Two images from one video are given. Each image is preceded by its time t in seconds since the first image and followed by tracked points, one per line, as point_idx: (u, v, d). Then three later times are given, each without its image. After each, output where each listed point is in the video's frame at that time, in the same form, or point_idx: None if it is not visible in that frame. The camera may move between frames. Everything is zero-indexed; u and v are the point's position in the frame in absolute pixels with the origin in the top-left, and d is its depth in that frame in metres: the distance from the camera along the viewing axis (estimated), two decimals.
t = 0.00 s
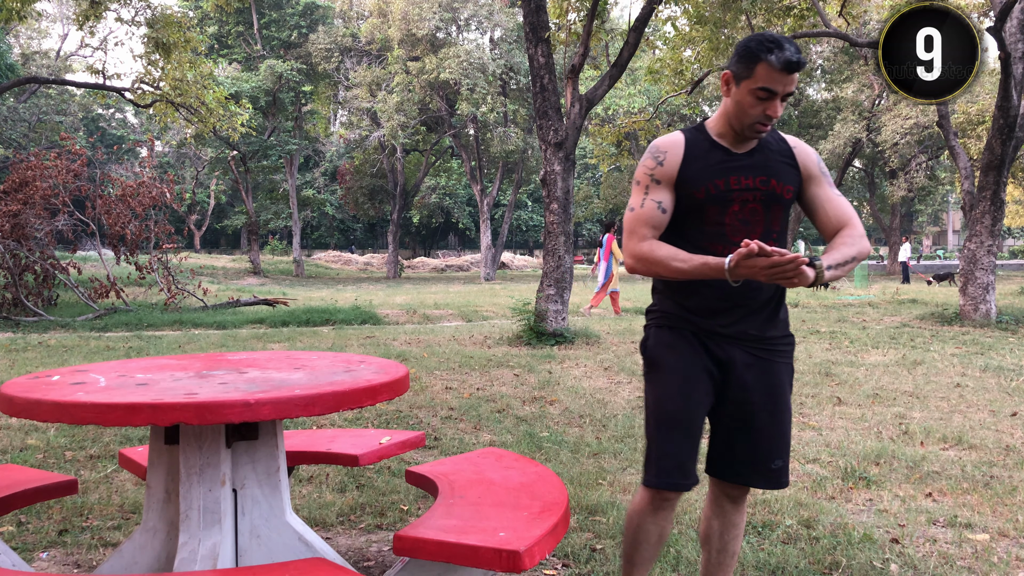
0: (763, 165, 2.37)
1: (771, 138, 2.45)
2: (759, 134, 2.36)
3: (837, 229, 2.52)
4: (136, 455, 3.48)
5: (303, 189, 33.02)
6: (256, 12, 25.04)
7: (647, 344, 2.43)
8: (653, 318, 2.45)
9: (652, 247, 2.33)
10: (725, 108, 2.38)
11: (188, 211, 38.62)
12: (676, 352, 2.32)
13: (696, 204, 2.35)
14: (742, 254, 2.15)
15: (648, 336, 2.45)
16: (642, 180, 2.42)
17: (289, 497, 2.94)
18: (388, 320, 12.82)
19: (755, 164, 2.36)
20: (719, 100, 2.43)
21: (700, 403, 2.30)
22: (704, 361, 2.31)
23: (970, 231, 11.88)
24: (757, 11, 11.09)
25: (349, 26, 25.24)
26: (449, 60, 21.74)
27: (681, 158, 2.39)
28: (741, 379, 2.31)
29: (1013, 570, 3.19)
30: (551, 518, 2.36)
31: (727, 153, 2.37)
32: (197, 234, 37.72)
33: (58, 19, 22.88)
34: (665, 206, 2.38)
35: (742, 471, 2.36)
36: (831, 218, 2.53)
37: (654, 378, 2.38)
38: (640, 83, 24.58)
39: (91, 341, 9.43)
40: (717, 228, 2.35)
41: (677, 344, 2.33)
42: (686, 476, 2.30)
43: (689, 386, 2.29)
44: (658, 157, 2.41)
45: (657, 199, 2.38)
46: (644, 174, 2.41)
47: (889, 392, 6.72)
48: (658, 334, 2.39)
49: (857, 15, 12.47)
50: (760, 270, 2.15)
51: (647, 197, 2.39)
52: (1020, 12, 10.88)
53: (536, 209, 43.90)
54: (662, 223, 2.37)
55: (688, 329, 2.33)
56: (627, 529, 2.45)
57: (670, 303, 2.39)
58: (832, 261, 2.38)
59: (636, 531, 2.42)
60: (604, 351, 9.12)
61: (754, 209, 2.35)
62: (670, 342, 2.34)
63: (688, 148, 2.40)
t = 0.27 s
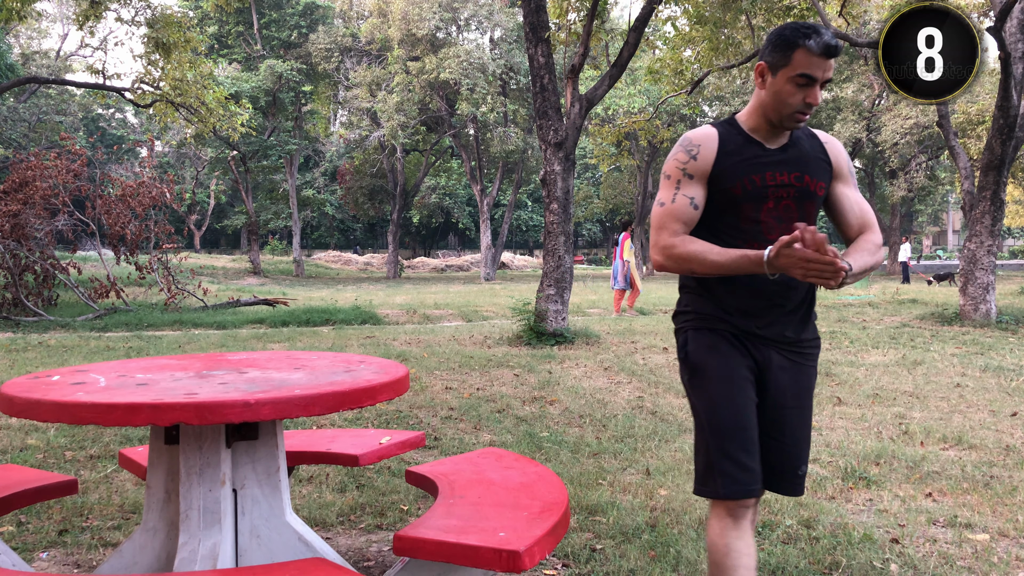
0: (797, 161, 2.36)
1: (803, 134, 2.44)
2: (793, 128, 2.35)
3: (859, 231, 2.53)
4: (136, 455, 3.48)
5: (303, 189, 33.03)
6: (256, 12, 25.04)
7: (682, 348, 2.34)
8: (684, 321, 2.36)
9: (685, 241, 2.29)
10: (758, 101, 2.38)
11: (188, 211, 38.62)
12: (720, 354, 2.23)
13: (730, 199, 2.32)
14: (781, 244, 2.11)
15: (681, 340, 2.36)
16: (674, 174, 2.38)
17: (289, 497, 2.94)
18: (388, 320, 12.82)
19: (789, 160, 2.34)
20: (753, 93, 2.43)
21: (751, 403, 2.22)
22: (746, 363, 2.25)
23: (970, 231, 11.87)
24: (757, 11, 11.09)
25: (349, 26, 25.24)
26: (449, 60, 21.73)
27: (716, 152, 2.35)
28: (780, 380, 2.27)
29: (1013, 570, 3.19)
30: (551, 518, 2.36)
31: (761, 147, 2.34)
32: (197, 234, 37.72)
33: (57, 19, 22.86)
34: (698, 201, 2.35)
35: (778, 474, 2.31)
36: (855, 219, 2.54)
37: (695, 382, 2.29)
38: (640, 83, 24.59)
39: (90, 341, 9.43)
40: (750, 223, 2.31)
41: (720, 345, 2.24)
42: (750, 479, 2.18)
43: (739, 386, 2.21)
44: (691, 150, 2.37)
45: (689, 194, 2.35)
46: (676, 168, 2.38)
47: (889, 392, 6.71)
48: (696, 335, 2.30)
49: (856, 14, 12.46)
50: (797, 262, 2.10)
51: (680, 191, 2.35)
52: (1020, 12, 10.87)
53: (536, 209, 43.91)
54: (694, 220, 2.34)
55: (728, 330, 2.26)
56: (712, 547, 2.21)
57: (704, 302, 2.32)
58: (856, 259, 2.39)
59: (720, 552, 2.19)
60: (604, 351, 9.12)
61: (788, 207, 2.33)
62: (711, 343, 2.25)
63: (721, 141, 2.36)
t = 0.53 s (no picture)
0: (836, 164, 2.19)
1: (833, 133, 2.30)
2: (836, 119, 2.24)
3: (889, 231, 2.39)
4: (136, 455, 3.48)
5: (303, 189, 33.04)
6: (256, 12, 25.05)
7: (738, 375, 2.13)
8: (736, 344, 2.15)
9: (734, 259, 2.11)
10: (789, 103, 2.24)
11: (189, 211, 38.64)
12: (781, 378, 2.05)
13: (778, 208, 2.14)
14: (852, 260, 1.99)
15: (735, 366, 2.15)
16: (714, 185, 2.18)
17: (289, 497, 2.94)
18: (389, 320, 12.82)
19: (830, 161, 2.19)
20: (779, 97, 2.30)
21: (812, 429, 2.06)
22: (808, 386, 2.07)
23: (970, 231, 11.87)
24: (757, 11, 11.09)
25: (349, 26, 25.24)
26: (449, 61, 21.73)
27: (757, 158, 2.16)
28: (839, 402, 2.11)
29: (1013, 571, 3.19)
30: (551, 519, 2.35)
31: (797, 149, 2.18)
32: (197, 234, 37.74)
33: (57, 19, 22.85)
34: (742, 213, 2.16)
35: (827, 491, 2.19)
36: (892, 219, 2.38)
37: (757, 412, 2.09)
38: (640, 82, 24.59)
39: (90, 341, 9.42)
40: (798, 234, 2.14)
41: (782, 373, 2.05)
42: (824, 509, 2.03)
43: (803, 412, 2.04)
44: (731, 158, 2.18)
45: (734, 206, 2.15)
46: (717, 178, 2.18)
47: (889, 392, 6.72)
48: (753, 361, 2.09)
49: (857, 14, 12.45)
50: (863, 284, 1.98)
51: (723, 204, 2.16)
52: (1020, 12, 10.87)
53: (536, 209, 43.92)
54: (741, 234, 2.15)
55: (788, 352, 2.07)
56: None
57: (758, 323, 2.11)
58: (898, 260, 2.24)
59: None
60: (604, 351, 9.13)
61: (834, 212, 2.16)
62: (770, 368, 2.06)
63: (760, 147, 2.18)
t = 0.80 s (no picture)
0: (883, 151, 2.10)
1: (866, 119, 2.20)
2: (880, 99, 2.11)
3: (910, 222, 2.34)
4: (136, 455, 3.49)
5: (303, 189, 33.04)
6: (256, 12, 25.05)
7: (809, 386, 1.96)
8: (809, 350, 1.98)
9: (816, 252, 1.93)
10: (832, 88, 2.10)
11: (188, 211, 38.64)
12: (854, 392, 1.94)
13: (847, 199, 2.01)
14: (942, 254, 1.98)
15: (804, 376, 1.98)
16: (784, 175, 2.00)
17: (289, 496, 2.94)
18: (388, 320, 12.82)
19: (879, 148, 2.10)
20: (814, 84, 2.16)
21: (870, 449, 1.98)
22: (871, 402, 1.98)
23: (970, 231, 11.88)
24: (757, 11, 11.09)
25: (349, 26, 25.24)
26: (449, 60, 21.72)
27: (822, 147, 2.01)
28: (898, 425, 2.04)
29: (1013, 570, 3.19)
30: (550, 519, 2.35)
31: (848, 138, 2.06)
32: (197, 234, 37.74)
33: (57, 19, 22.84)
34: (814, 203, 2.00)
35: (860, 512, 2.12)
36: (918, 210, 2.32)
37: (824, 427, 1.95)
38: (640, 82, 24.58)
39: (90, 341, 9.42)
40: (863, 227, 2.03)
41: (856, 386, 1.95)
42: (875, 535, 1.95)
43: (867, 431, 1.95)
44: (800, 147, 2.01)
45: (806, 197, 1.99)
46: (787, 167, 2.00)
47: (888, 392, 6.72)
48: (831, 370, 1.94)
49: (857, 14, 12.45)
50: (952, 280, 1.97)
51: (795, 195, 1.99)
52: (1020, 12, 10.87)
53: (535, 209, 43.92)
54: (815, 226, 1.99)
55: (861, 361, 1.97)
56: None
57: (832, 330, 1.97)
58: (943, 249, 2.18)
59: None
60: (604, 351, 9.13)
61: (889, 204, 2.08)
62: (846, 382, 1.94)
63: (822, 134, 2.04)
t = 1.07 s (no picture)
0: (910, 144, 2.10)
1: (892, 114, 2.21)
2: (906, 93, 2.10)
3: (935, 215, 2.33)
4: (136, 455, 3.49)
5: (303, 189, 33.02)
6: (256, 12, 25.06)
7: (829, 385, 1.95)
8: (830, 349, 1.97)
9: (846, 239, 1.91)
10: (858, 82, 2.12)
11: (188, 211, 38.64)
12: (872, 391, 1.90)
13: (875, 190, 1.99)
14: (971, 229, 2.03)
15: (825, 375, 1.97)
16: (811, 164, 1.99)
17: (289, 496, 2.94)
18: (388, 320, 12.82)
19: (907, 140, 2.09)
20: (838, 79, 2.18)
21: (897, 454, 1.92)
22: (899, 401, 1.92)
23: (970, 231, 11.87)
24: (757, 11, 11.09)
25: (349, 26, 25.24)
26: (449, 61, 21.71)
27: (849, 138, 2.01)
28: (931, 425, 1.96)
29: (1013, 570, 3.18)
30: (551, 519, 2.35)
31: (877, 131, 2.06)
32: (197, 234, 37.72)
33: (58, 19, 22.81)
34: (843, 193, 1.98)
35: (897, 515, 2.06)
36: (946, 203, 2.32)
37: (841, 427, 1.93)
38: (639, 82, 24.58)
39: (90, 341, 9.41)
40: (892, 219, 2.02)
41: (879, 387, 1.91)
42: (899, 542, 1.89)
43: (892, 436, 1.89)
44: (828, 138, 2.01)
45: (835, 186, 1.97)
46: (814, 157, 2.00)
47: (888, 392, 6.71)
48: (850, 370, 1.92)
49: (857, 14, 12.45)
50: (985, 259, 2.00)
51: (824, 183, 1.97)
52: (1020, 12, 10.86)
53: (536, 209, 43.91)
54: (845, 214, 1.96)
55: (886, 358, 1.92)
56: None
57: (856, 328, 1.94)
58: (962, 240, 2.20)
59: None
60: (603, 351, 9.13)
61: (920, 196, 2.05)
62: (865, 379, 1.91)
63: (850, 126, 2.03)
